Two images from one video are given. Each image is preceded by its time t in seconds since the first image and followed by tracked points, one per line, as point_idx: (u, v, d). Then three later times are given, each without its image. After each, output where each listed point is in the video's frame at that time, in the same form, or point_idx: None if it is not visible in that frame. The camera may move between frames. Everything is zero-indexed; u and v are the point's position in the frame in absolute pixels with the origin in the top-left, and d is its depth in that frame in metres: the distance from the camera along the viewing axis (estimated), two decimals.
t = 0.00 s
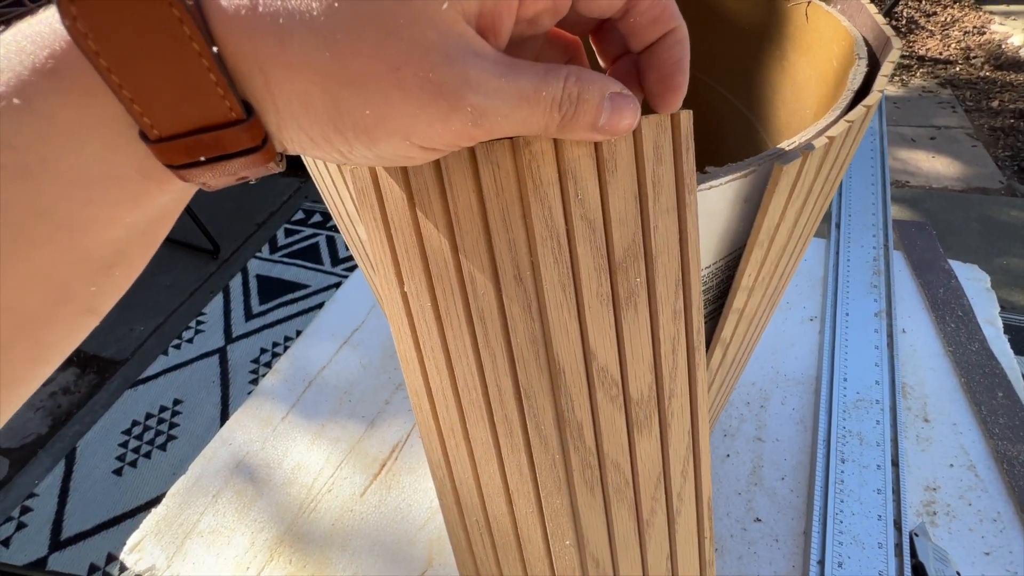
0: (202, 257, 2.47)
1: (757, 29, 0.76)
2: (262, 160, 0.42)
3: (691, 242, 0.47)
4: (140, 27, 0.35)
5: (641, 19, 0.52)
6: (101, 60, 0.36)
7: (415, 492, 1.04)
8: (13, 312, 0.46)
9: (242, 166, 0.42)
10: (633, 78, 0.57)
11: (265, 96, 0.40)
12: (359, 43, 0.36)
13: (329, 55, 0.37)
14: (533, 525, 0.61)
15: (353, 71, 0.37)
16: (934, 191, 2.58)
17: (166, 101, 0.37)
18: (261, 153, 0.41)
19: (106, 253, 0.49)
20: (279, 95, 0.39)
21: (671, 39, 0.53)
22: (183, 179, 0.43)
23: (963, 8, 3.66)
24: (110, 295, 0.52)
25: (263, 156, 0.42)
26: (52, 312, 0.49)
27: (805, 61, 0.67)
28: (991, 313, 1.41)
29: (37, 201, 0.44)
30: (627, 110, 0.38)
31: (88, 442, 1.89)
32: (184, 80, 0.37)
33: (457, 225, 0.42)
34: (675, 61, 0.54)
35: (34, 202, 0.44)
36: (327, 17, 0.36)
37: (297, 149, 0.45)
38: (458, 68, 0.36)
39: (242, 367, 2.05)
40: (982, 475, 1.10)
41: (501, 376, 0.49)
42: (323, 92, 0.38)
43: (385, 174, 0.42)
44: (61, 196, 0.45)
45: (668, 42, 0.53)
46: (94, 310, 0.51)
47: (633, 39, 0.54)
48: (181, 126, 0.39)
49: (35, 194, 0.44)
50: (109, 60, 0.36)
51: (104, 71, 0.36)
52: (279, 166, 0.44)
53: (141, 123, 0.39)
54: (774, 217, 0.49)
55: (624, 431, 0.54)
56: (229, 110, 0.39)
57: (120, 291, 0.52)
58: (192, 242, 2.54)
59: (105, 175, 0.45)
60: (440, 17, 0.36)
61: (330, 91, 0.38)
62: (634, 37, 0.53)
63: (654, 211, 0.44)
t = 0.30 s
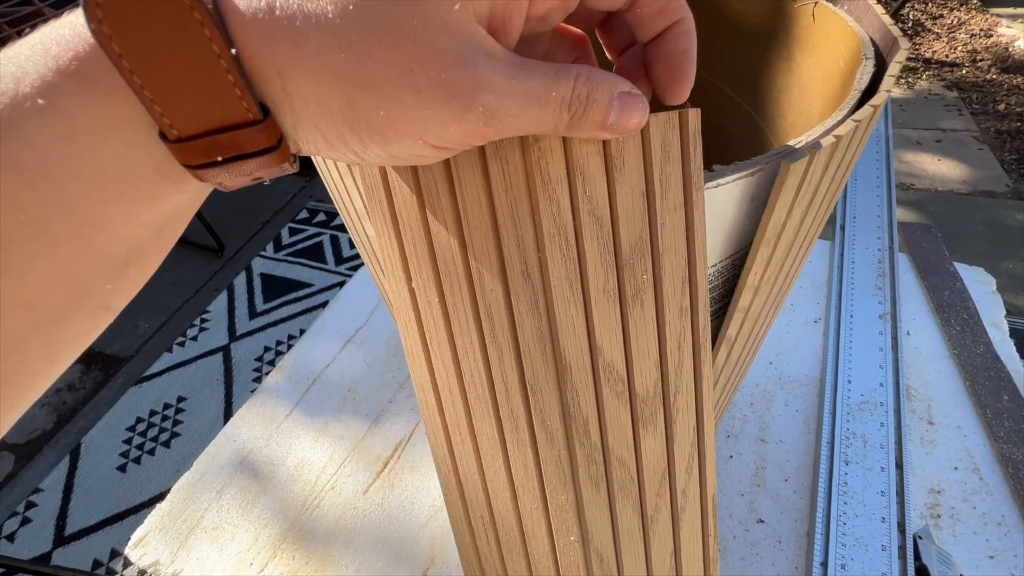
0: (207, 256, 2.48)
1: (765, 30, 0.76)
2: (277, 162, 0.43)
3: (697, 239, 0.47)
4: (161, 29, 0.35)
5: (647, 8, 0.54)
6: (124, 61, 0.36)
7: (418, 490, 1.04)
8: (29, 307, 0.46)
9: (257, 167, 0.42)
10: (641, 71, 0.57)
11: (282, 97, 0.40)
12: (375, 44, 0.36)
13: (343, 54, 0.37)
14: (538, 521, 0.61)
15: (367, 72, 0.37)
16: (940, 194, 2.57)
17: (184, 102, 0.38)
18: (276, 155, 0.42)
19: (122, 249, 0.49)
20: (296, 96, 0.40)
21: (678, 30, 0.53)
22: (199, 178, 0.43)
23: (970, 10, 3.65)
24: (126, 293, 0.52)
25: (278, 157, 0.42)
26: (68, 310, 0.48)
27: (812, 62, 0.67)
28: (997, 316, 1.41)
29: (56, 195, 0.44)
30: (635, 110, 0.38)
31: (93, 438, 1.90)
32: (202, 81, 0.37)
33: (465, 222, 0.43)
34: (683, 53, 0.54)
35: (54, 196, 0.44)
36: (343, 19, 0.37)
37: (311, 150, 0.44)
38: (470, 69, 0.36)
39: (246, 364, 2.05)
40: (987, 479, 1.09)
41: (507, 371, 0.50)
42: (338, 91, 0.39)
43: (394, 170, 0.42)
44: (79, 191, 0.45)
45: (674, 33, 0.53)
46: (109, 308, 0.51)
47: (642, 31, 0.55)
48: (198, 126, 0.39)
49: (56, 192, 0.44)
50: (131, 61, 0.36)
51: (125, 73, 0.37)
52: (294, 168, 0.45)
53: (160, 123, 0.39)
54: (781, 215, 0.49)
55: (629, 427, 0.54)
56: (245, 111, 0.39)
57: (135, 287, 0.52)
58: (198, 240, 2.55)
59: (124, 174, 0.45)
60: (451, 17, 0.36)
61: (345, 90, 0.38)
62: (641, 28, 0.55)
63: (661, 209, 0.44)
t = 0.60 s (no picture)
0: (211, 255, 2.49)
1: (767, 32, 0.76)
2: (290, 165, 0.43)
3: (699, 237, 0.47)
4: (179, 37, 0.36)
5: (650, 22, 0.52)
6: (143, 67, 0.37)
7: (421, 489, 1.05)
8: (43, 307, 0.47)
9: (271, 170, 0.42)
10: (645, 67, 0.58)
11: (294, 102, 0.40)
12: (385, 49, 0.37)
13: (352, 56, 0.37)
14: (541, 518, 0.62)
15: (377, 75, 0.37)
16: (944, 195, 2.57)
17: (200, 107, 0.38)
18: (288, 158, 0.42)
19: (138, 252, 0.49)
20: (308, 101, 0.40)
21: (679, 42, 0.53)
22: (213, 181, 0.44)
23: (975, 12, 3.64)
24: (139, 294, 0.52)
25: (290, 160, 0.42)
26: (82, 309, 0.49)
27: (814, 63, 0.67)
28: (1001, 318, 1.41)
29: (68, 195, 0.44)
30: (639, 109, 0.39)
31: (98, 436, 1.91)
32: (217, 87, 0.38)
33: (470, 220, 0.43)
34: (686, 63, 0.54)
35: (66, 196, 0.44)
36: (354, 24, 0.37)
37: (322, 153, 0.45)
38: (478, 74, 0.36)
39: (250, 364, 2.06)
40: (990, 480, 1.09)
41: (511, 367, 0.50)
42: (349, 95, 0.39)
43: (400, 168, 0.42)
44: (92, 193, 0.45)
45: (676, 47, 0.53)
46: (122, 309, 0.52)
47: (644, 42, 0.54)
48: (214, 131, 0.40)
49: (75, 196, 0.44)
50: (150, 67, 0.37)
51: (144, 79, 0.37)
52: (305, 170, 0.45)
53: (177, 128, 0.40)
54: (782, 214, 0.49)
55: (631, 424, 0.54)
56: (259, 117, 0.39)
57: (148, 287, 0.52)
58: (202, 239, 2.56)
59: (140, 179, 0.45)
60: (460, 22, 0.36)
61: (354, 93, 0.39)
62: (644, 40, 0.54)
63: (664, 207, 0.45)
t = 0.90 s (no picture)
0: (215, 257, 2.49)
1: (767, 36, 0.77)
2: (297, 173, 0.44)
3: (698, 240, 0.48)
4: (191, 51, 0.37)
5: (649, 31, 0.52)
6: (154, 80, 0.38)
7: (423, 488, 1.05)
8: (52, 310, 0.47)
9: (278, 178, 0.43)
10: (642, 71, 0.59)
11: (301, 110, 0.41)
12: (392, 59, 0.37)
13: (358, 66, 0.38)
14: (542, 517, 0.62)
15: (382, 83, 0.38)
16: (946, 197, 2.57)
17: (211, 118, 0.39)
18: (295, 166, 0.43)
19: (146, 257, 0.50)
20: (315, 109, 0.40)
21: (678, 50, 0.53)
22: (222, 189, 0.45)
23: (978, 13, 3.63)
24: (146, 297, 0.53)
25: (297, 168, 0.43)
26: (91, 311, 0.49)
27: (813, 67, 0.68)
28: (1003, 319, 1.41)
29: (77, 199, 0.45)
30: (638, 115, 0.39)
31: (101, 437, 1.92)
32: (227, 99, 0.38)
33: (473, 224, 0.44)
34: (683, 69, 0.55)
35: (75, 201, 0.45)
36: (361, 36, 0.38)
37: (328, 160, 0.45)
38: (482, 84, 0.37)
39: (253, 364, 2.07)
40: (991, 481, 1.09)
41: (513, 368, 0.51)
42: (355, 103, 0.39)
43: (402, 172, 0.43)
44: (101, 197, 0.45)
45: (674, 55, 0.54)
46: (131, 312, 0.52)
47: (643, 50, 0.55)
48: (223, 141, 0.40)
49: (87, 204, 0.45)
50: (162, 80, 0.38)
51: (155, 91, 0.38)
52: (311, 177, 0.46)
53: (187, 138, 0.40)
54: (779, 217, 0.49)
55: (631, 424, 0.55)
56: (267, 126, 0.40)
57: (156, 291, 0.53)
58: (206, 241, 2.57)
59: (149, 186, 0.46)
60: (463, 34, 0.37)
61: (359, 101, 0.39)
62: (642, 49, 0.54)
63: (663, 211, 0.45)
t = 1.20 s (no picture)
0: (215, 257, 2.50)
1: (764, 31, 0.77)
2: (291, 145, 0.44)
3: (695, 230, 0.48)
4: (187, 16, 0.36)
5: (647, 19, 0.54)
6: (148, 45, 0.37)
7: (424, 486, 1.06)
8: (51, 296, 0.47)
9: (273, 148, 0.43)
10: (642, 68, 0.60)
11: (300, 83, 0.41)
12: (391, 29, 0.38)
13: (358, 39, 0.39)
14: (542, 508, 0.63)
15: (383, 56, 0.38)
16: (945, 195, 2.57)
17: (206, 86, 0.39)
18: (290, 137, 0.43)
19: (143, 237, 0.50)
20: (314, 83, 0.41)
21: (675, 38, 0.54)
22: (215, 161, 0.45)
23: (978, 11, 3.64)
24: (146, 283, 0.53)
25: (292, 141, 0.43)
26: (91, 298, 0.49)
27: (811, 62, 0.68)
28: (1002, 315, 1.41)
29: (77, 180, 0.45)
30: (636, 106, 0.39)
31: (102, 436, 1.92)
32: (223, 66, 0.38)
33: (471, 213, 0.44)
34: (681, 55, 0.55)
35: (74, 182, 0.45)
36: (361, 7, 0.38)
37: (324, 136, 0.46)
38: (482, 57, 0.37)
39: (253, 364, 2.07)
40: (990, 477, 1.10)
41: (512, 359, 0.51)
42: (355, 77, 0.40)
43: (400, 161, 0.43)
44: (101, 176, 0.46)
45: (672, 42, 0.55)
46: (130, 299, 0.52)
47: (641, 38, 0.56)
48: (219, 109, 0.40)
49: (87, 184, 0.45)
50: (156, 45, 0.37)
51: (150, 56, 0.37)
52: (305, 155, 0.46)
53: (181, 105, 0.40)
54: (776, 208, 0.50)
55: (630, 412, 0.55)
56: (263, 95, 0.40)
57: (155, 275, 0.53)
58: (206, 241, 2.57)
59: (145, 158, 0.46)
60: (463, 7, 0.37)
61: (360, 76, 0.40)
62: (641, 37, 0.56)
63: (660, 201, 0.45)
